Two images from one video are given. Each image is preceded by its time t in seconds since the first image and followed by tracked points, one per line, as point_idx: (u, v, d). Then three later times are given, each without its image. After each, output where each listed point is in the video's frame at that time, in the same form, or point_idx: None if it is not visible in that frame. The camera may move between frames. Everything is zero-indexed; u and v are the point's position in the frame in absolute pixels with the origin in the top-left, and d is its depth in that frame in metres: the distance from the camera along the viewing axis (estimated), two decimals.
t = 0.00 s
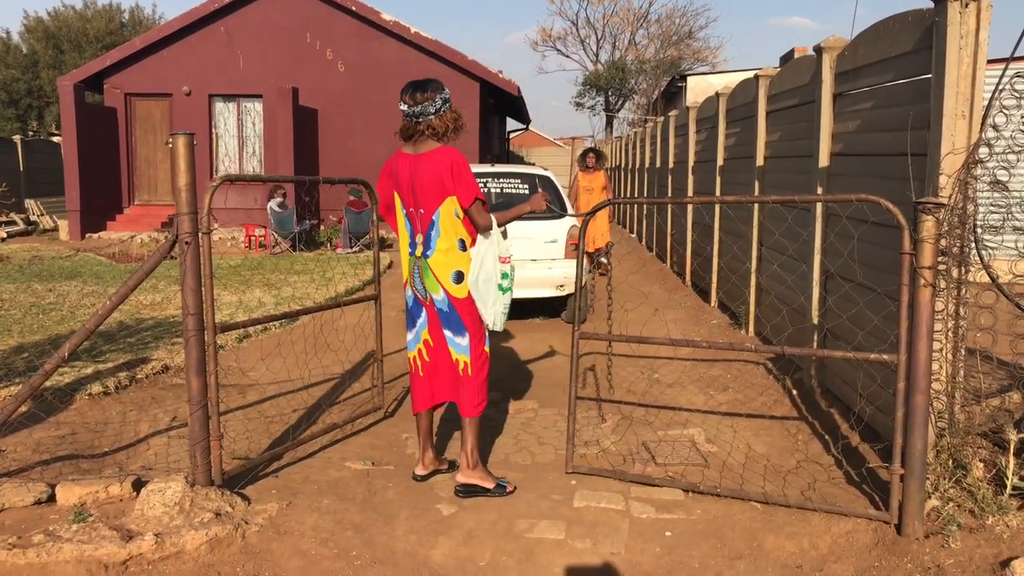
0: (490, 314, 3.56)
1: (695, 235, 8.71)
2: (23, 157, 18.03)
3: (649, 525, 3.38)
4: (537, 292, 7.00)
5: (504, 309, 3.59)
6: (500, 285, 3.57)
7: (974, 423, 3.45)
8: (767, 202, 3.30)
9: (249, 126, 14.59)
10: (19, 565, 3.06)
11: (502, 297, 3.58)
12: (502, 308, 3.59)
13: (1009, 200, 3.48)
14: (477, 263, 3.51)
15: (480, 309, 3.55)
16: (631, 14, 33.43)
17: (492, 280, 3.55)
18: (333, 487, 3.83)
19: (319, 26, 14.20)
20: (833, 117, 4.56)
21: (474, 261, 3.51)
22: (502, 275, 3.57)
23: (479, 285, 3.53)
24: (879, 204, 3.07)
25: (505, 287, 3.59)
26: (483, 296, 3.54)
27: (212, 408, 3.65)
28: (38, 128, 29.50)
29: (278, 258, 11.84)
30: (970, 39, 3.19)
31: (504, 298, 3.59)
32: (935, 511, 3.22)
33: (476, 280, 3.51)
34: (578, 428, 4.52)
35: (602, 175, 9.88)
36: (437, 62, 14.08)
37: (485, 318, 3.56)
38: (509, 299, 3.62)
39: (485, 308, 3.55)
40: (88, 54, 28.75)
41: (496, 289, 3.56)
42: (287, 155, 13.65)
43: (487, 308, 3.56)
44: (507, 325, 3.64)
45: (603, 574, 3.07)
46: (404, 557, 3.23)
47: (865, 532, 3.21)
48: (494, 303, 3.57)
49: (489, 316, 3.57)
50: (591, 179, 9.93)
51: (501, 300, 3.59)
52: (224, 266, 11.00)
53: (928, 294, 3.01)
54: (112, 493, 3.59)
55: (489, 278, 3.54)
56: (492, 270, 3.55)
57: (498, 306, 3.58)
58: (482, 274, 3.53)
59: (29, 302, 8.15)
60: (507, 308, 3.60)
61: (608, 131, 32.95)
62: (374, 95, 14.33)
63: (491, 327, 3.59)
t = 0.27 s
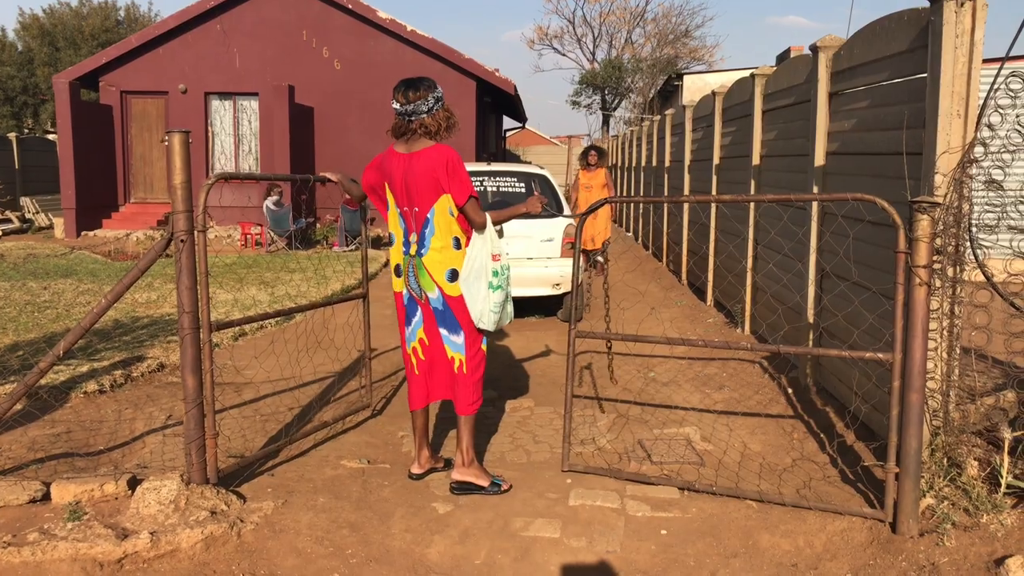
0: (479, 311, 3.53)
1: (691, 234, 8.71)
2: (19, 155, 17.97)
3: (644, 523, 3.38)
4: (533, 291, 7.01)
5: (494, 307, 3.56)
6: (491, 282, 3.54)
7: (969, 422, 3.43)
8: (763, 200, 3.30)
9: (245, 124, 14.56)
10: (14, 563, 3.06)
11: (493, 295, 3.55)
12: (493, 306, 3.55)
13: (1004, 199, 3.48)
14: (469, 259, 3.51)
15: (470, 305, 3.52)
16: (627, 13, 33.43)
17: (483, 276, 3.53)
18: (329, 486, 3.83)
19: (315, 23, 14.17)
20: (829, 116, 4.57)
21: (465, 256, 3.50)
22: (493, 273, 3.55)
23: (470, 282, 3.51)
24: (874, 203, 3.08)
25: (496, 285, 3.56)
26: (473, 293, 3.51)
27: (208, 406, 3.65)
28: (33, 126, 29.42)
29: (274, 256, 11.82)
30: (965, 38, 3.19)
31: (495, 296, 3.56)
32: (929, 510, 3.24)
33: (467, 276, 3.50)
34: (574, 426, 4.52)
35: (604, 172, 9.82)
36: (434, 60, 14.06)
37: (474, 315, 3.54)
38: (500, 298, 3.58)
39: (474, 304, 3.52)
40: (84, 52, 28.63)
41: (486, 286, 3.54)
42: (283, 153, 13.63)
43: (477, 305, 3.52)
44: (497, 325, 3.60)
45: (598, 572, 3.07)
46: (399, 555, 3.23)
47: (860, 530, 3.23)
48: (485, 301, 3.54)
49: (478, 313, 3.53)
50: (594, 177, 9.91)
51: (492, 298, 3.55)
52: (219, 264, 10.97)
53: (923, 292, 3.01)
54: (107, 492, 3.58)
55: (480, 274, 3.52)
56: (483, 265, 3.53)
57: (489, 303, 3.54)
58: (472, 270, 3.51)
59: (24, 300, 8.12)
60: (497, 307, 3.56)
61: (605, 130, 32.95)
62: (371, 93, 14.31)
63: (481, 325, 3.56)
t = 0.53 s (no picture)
0: (476, 311, 3.53)
1: (690, 233, 8.72)
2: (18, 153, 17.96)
3: (643, 522, 3.39)
4: (532, 290, 7.03)
5: (492, 307, 3.55)
6: (489, 282, 3.54)
7: (967, 421, 3.43)
8: (762, 200, 3.30)
9: (244, 123, 14.55)
10: (13, 562, 3.06)
11: (490, 295, 3.55)
12: (490, 306, 3.55)
13: (1003, 199, 3.49)
14: (465, 258, 3.50)
15: (467, 305, 3.52)
16: (627, 12, 33.43)
17: (479, 276, 3.52)
18: (328, 485, 3.83)
19: (314, 22, 14.16)
20: (828, 116, 4.57)
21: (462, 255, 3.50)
22: (490, 272, 3.55)
23: (468, 282, 3.51)
24: (873, 202, 3.08)
25: (493, 284, 3.55)
26: (470, 292, 3.51)
27: (207, 405, 3.65)
28: (32, 124, 29.43)
29: (273, 255, 11.82)
30: (964, 38, 3.20)
31: (492, 296, 3.55)
32: (928, 509, 3.25)
33: (464, 276, 3.50)
34: (573, 426, 4.52)
35: (606, 171, 9.80)
36: (433, 59, 14.06)
37: (472, 315, 3.54)
38: (497, 297, 3.57)
39: (471, 304, 3.52)
40: (83, 50, 28.57)
41: (483, 286, 3.53)
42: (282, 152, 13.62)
43: (474, 305, 3.52)
44: (495, 325, 3.59)
45: (597, 571, 3.07)
46: (398, 554, 3.23)
47: (858, 529, 3.24)
48: (482, 300, 3.53)
49: (475, 313, 3.53)
50: (597, 176, 9.92)
51: (489, 297, 3.55)
52: (218, 263, 10.97)
53: (922, 292, 3.02)
54: (106, 490, 3.59)
55: (478, 274, 3.52)
56: (480, 265, 3.53)
57: (486, 303, 3.54)
58: (469, 270, 3.51)
59: (23, 298, 8.12)
60: (494, 307, 3.55)
61: (604, 129, 32.95)
62: (370, 92, 14.31)
63: (479, 324, 3.56)
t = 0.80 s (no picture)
0: (487, 310, 3.60)
1: (693, 233, 8.71)
2: (22, 152, 18.01)
3: (645, 521, 3.39)
4: (535, 289, 7.04)
5: (500, 305, 3.63)
6: (497, 281, 3.60)
7: (970, 421, 3.44)
8: (765, 200, 3.30)
9: (247, 122, 14.56)
10: (17, 558, 3.07)
11: (499, 293, 3.62)
12: (499, 304, 3.63)
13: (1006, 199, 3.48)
14: (475, 260, 3.53)
15: (477, 305, 3.57)
16: (630, 11, 33.41)
17: (489, 277, 3.58)
18: (330, 483, 3.84)
19: (317, 21, 14.18)
20: (831, 115, 4.57)
21: (472, 258, 3.52)
22: (498, 272, 3.60)
23: (476, 282, 3.54)
24: (876, 202, 3.08)
25: (501, 283, 3.62)
26: (479, 292, 3.55)
27: (211, 403, 3.66)
28: (36, 122, 29.53)
29: (276, 254, 11.84)
30: (967, 38, 3.20)
31: (501, 295, 3.62)
32: (930, 509, 3.25)
33: (473, 277, 3.53)
34: (576, 425, 4.53)
35: (611, 171, 9.78)
36: (436, 58, 14.07)
37: (482, 314, 3.59)
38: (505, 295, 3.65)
39: (483, 304, 3.58)
40: (87, 49, 28.61)
41: (493, 286, 3.59)
42: (285, 150, 13.64)
43: (484, 305, 3.58)
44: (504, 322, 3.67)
45: (599, 569, 3.08)
46: (401, 552, 3.24)
47: (860, 529, 3.24)
48: (491, 299, 3.60)
49: (486, 312, 3.60)
50: (602, 176, 9.93)
51: (498, 296, 3.62)
52: (221, 262, 10.99)
53: (924, 292, 3.02)
54: (110, 487, 3.60)
55: (486, 274, 3.56)
56: (489, 266, 3.57)
57: (495, 302, 3.62)
58: (478, 271, 3.54)
59: (27, 296, 8.14)
60: (503, 304, 3.63)
61: (607, 129, 32.95)
62: (373, 91, 14.32)
63: (489, 323, 3.63)
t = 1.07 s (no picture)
0: (490, 310, 3.57)
1: (694, 232, 8.71)
2: (23, 150, 18.01)
3: (646, 521, 3.39)
4: (536, 288, 7.03)
5: (503, 304, 3.61)
6: (500, 281, 3.58)
7: (972, 421, 3.45)
8: (767, 200, 3.29)
9: (248, 120, 14.56)
10: (19, 557, 3.07)
11: (502, 292, 3.60)
12: (502, 304, 3.60)
13: (1008, 199, 3.48)
14: (477, 259, 3.51)
15: (480, 305, 3.55)
16: (631, 11, 33.39)
17: (492, 276, 3.56)
18: (332, 482, 3.85)
19: (319, 20, 14.18)
20: (833, 115, 4.56)
21: (474, 257, 3.51)
22: (501, 271, 3.58)
23: (479, 281, 3.53)
24: (878, 202, 3.07)
25: (504, 282, 3.60)
26: (482, 291, 3.53)
27: (212, 402, 3.66)
28: (37, 121, 29.57)
29: (277, 253, 11.84)
30: (970, 38, 3.20)
31: (504, 294, 3.60)
32: (932, 509, 3.24)
33: (475, 276, 3.51)
34: (577, 424, 4.53)
35: (612, 170, 9.78)
36: (438, 57, 14.06)
37: (485, 314, 3.57)
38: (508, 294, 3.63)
39: (485, 304, 3.56)
40: (88, 47, 28.59)
41: (496, 285, 3.58)
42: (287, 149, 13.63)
43: (487, 304, 3.56)
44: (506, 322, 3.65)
45: (601, 569, 3.08)
46: (402, 551, 3.24)
47: (862, 529, 3.24)
48: (495, 298, 3.58)
49: (489, 311, 3.57)
50: (604, 175, 9.92)
51: (501, 295, 3.60)
52: (223, 261, 10.99)
53: (926, 292, 3.01)
54: (111, 486, 3.60)
55: (489, 273, 3.55)
56: (492, 266, 3.55)
57: (498, 301, 3.59)
58: (481, 271, 3.52)
59: (28, 295, 8.15)
60: (506, 303, 3.61)
61: (608, 128, 32.93)
62: (374, 90, 14.32)
63: (492, 322, 3.60)
